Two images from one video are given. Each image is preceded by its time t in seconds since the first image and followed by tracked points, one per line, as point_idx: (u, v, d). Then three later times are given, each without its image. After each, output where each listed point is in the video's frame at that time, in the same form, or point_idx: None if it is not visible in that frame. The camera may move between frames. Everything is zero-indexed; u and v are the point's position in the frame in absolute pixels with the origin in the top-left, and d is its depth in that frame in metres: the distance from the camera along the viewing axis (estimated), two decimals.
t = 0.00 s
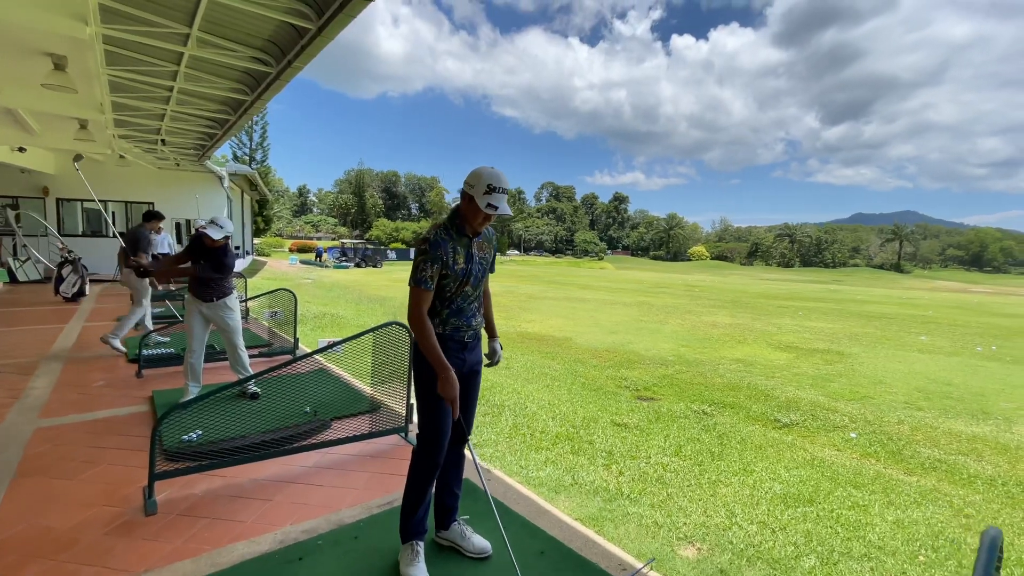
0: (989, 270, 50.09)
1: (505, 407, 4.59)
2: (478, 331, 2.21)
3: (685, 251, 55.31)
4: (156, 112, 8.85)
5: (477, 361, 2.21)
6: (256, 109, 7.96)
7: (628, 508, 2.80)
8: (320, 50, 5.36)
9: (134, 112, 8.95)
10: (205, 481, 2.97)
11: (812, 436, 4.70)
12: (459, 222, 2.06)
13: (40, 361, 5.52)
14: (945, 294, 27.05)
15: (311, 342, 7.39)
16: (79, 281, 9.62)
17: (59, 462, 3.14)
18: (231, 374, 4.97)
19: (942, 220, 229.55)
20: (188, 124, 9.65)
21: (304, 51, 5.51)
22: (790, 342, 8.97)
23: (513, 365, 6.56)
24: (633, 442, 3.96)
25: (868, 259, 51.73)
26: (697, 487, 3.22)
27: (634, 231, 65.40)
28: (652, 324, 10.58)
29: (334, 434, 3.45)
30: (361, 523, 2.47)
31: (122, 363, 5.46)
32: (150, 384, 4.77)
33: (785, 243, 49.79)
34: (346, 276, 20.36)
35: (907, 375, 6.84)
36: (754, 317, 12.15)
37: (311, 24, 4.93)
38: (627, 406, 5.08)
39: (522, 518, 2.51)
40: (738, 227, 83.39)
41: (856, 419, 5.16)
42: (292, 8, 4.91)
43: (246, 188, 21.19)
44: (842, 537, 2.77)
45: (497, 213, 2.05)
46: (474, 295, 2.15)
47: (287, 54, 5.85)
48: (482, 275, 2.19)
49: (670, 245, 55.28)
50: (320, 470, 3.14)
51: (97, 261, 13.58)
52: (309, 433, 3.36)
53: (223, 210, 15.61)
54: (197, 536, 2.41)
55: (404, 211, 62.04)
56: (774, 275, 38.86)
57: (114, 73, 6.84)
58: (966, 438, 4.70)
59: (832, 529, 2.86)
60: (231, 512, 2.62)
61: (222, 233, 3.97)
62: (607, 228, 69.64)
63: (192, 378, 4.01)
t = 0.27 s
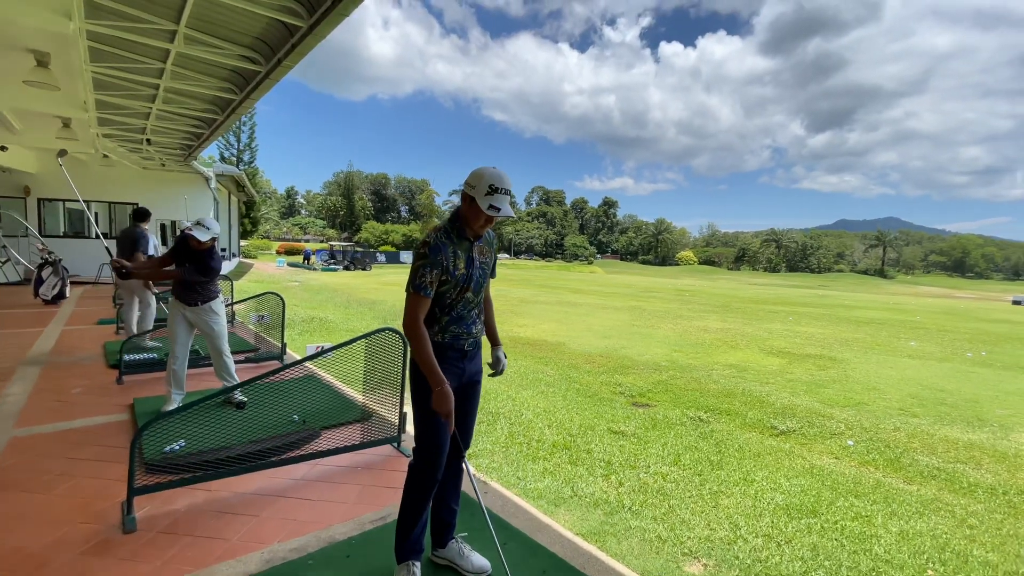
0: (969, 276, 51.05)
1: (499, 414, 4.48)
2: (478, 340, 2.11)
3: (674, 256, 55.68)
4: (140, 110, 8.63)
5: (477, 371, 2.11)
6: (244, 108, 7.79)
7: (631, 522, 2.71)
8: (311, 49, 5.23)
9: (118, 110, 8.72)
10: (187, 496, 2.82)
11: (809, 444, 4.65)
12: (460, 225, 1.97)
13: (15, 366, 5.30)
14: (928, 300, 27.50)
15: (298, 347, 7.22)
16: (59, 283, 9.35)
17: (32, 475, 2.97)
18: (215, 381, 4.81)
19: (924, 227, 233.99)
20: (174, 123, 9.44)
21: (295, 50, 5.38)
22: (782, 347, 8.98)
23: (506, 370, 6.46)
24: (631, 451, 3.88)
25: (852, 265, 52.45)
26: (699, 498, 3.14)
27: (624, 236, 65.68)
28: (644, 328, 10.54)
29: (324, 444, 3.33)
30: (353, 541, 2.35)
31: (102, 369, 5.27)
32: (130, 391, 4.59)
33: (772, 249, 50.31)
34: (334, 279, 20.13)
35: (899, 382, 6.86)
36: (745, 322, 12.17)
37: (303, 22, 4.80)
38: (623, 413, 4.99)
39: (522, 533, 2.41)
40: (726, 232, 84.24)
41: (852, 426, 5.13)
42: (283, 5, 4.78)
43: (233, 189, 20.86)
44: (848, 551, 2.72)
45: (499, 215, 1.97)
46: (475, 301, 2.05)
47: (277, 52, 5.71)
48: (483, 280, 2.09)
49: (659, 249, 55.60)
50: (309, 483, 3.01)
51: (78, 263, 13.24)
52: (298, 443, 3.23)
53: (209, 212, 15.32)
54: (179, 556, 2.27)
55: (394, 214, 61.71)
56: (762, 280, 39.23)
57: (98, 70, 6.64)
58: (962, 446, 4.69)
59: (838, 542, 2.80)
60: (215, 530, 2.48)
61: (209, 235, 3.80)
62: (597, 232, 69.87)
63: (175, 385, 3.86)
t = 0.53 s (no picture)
0: (949, 281, 52.14)
1: (495, 423, 4.37)
2: (481, 351, 2.00)
3: (661, 259, 56.07)
4: (124, 108, 8.39)
5: (480, 382, 2.01)
6: (232, 107, 7.61)
7: (637, 537, 2.62)
8: (302, 47, 5.08)
9: (101, 108, 8.47)
10: (171, 513, 2.67)
11: (808, 451, 4.61)
12: (464, 228, 1.86)
13: None
14: (910, 304, 27.98)
15: (286, 352, 7.02)
16: (38, 285, 9.05)
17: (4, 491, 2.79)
18: (200, 389, 4.63)
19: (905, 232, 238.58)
20: (158, 122, 9.20)
21: (286, 48, 5.23)
22: (774, 352, 8.99)
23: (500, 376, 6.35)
24: (632, 460, 3.80)
25: (836, 269, 53.26)
26: (704, 510, 3.07)
27: (612, 239, 65.94)
28: (637, 332, 10.49)
29: (314, 455, 3.20)
30: (349, 563, 2.23)
31: (81, 376, 5.05)
32: (110, 400, 4.39)
33: (758, 253, 50.88)
34: (322, 282, 19.84)
35: (892, 387, 6.88)
36: (736, 326, 12.20)
37: (295, 20, 4.66)
38: (620, 420, 4.91)
39: (525, 551, 2.30)
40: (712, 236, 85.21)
41: (849, 433, 5.11)
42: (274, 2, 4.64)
43: (218, 190, 20.47)
44: (859, 565, 2.66)
45: (502, 211, 1.87)
46: (479, 310, 1.93)
47: (267, 50, 5.55)
48: (487, 288, 1.98)
49: (647, 253, 55.91)
50: (300, 498, 2.88)
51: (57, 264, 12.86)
52: (287, 456, 3.10)
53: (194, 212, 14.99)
54: None
55: (382, 216, 61.29)
56: (749, 284, 39.62)
57: (80, 67, 6.43)
58: (960, 453, 4.70)
59: (848, 555, 2.74)
60: (201, 551, 2.35)
61: (198, 239, 3.69)
62: (586, 235, 70.10)
63: (157, 395, 3.70)
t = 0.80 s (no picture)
0: (930, 282, 53.13)
1: (491, 428, 4.29)
2: (486, 358, 1.91)
3: (649, 260, 56.40)
4: (105, 105, 8.16)
5: (485, 389, 1.93)
6: (218, 104, 7.43)
7: (641, 547, 2.56)
8: (292, 42, 4.95)
9: (81, 104, 8.23)
10: (157, 528, 2.55)
11: (805, 453, 4.59)
12: (463, 227, 1.79)
13: None
14: (893, 304, 28.42)
15: (273, 355, 6.86)
16: (15, 285, 8.80)
17: None
18: (185, 395, 4.48)
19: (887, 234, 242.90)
20: (141, 119, 8.96)
21: (275, 43, 5.09)
22: (765, 353, 9.02)
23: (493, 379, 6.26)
24: (630, 465, 3.74)
25: (821, 270, 54.00)
26: (707, 516, 3.02)
27: (601, 240, 66.16)
28: (629, 334, 10.47)
29: (306, 464, 3.10)
30: None
31: (60, 380, 4.87)
32: (91, 406, 4.22)
33: (744, 254, 51.38)
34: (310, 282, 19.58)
35: (884, 388, 6.92)
36: (727, 327, 12.24)
37: (284, 14, 4.53)
38: (617, 423, 4.86)
39: (528, 564, 2.22)
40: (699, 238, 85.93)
41: (844, 435, 5.10)
42: None
43: (203, 189, 20.11)
44: (864, 572, 2.63)
45: (500, 200, 1.80)
46: (483, 314, 1.84)
47: (254, 46, 5.40)
48: (491, 291, 1.89)
49: (635, 253, 56.17)
50: (292, 509, 2.78)
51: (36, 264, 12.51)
52: (278, 465, 2.99)
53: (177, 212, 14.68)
54: None
55: (370, 216, 60.79)
56: (736, 285, 39.99)
57: (60, 61, 6.22)
58: (953, 455, 4.72)
59: (853, 562, 2.71)
60: (188, 567, 2.24)
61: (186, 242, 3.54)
62: (574, 236, 70.23)
63: (140, 401, 3.55)
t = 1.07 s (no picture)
0: (914, 280, 53.98)
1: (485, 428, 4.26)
2: (483, 358, 1.88)
3: (639, 259, 56.67)
4: (89, 100, 7.99)
5: (482, 390, 1.90)
6: (205, 101, 7.31)
7: (639, 547, 2.55)
8: (281, 38, 4.87)
9: (64, 99, 8.06)
10: (144, 534, 2.49)
11: (797, 451, 4.62)
12: (457, 224, 1.75)
13: None
14: (879, 303, 28.83)
15: (263, 355, 6.76)
16: None
17: None
18: (173, 396, 4.40)
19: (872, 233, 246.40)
20: (126, 115, 8.80)
21: (263, 39, 5.01)
22: (756, 351, 9.09)
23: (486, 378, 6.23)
24: (626, 464, 3.73)
25: (808, 269, 54.60)
26: (703, 515, 3.02)
27: (591, 239, 66.31)
28: (621, 333, 10.49)
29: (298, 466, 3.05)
30: None
31: (43, 383, 4.76)
32: (75, 409, 4.13)
33: (733, 253, 51.82)
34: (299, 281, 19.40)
35: (873, 386, 6.99)
36: (717, 326, 12.32)
37: (273, 9, 4.46)
38: (611, 422, 4.85)
39: (526, 567, 2.20)
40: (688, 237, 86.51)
41: (835, 432, 5.14)
42: None
43: (190, 187, 19.82)
44: (858, 569, 2.65)
45: (492, 195, 1.78)
46: (479, 314, 1.81)
47: (243, 41, 5.32)
48: (487, 290, 1.86)
49: (625, 252, 56.38)
50: (284, 513, 2.73)
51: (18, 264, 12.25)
52: (269, 468, 2.95)
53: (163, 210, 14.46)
54: None
55: (360, 214, 60.39)
56: (725, 283, 40.28)
57: (43, 56, 6.09)
58: (942, 451, 4.79)
59: (847, 559, 2.73)
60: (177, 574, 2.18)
61: (170, 241, 3.48)
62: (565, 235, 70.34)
63: (126, 404, 3.47)
